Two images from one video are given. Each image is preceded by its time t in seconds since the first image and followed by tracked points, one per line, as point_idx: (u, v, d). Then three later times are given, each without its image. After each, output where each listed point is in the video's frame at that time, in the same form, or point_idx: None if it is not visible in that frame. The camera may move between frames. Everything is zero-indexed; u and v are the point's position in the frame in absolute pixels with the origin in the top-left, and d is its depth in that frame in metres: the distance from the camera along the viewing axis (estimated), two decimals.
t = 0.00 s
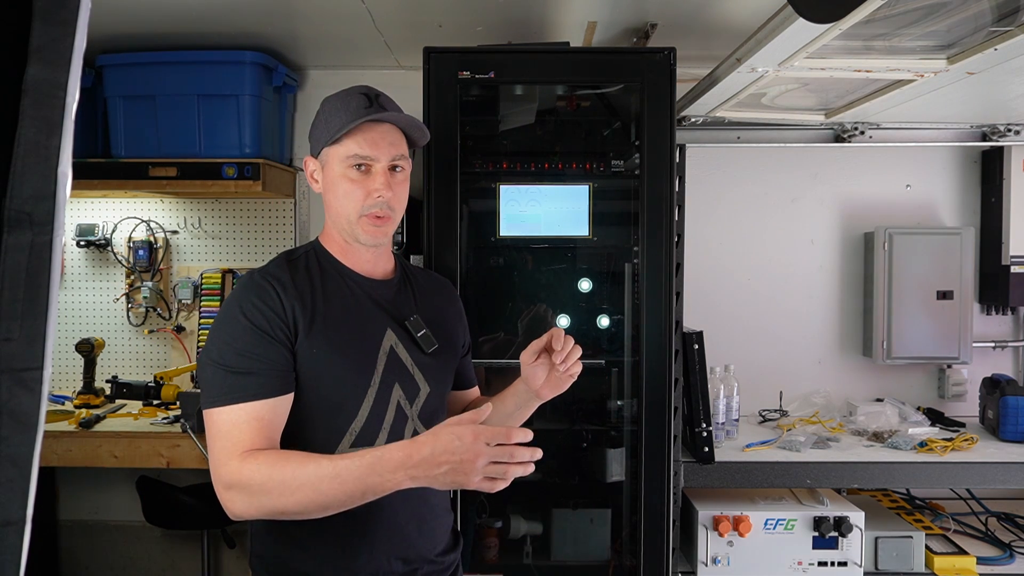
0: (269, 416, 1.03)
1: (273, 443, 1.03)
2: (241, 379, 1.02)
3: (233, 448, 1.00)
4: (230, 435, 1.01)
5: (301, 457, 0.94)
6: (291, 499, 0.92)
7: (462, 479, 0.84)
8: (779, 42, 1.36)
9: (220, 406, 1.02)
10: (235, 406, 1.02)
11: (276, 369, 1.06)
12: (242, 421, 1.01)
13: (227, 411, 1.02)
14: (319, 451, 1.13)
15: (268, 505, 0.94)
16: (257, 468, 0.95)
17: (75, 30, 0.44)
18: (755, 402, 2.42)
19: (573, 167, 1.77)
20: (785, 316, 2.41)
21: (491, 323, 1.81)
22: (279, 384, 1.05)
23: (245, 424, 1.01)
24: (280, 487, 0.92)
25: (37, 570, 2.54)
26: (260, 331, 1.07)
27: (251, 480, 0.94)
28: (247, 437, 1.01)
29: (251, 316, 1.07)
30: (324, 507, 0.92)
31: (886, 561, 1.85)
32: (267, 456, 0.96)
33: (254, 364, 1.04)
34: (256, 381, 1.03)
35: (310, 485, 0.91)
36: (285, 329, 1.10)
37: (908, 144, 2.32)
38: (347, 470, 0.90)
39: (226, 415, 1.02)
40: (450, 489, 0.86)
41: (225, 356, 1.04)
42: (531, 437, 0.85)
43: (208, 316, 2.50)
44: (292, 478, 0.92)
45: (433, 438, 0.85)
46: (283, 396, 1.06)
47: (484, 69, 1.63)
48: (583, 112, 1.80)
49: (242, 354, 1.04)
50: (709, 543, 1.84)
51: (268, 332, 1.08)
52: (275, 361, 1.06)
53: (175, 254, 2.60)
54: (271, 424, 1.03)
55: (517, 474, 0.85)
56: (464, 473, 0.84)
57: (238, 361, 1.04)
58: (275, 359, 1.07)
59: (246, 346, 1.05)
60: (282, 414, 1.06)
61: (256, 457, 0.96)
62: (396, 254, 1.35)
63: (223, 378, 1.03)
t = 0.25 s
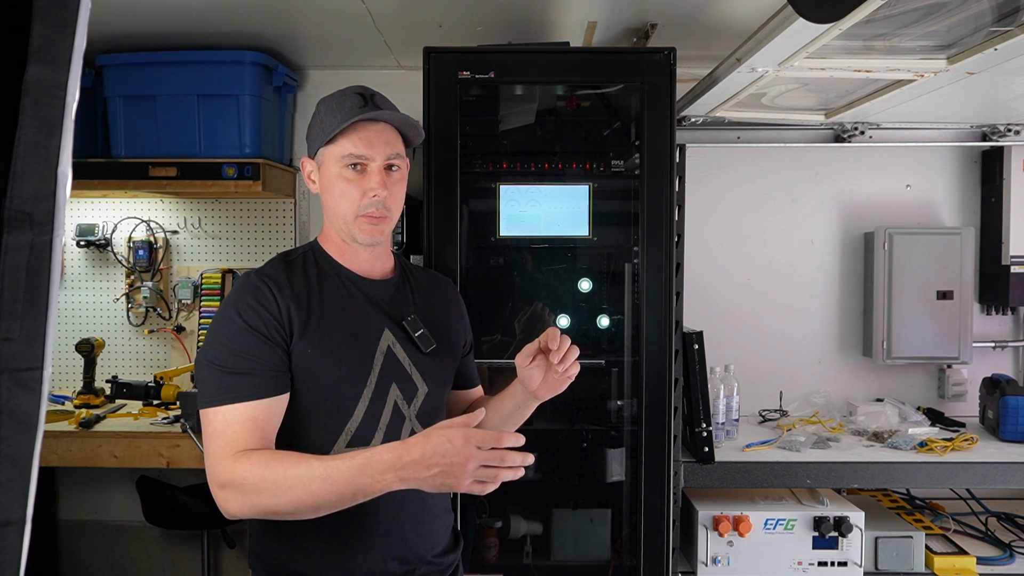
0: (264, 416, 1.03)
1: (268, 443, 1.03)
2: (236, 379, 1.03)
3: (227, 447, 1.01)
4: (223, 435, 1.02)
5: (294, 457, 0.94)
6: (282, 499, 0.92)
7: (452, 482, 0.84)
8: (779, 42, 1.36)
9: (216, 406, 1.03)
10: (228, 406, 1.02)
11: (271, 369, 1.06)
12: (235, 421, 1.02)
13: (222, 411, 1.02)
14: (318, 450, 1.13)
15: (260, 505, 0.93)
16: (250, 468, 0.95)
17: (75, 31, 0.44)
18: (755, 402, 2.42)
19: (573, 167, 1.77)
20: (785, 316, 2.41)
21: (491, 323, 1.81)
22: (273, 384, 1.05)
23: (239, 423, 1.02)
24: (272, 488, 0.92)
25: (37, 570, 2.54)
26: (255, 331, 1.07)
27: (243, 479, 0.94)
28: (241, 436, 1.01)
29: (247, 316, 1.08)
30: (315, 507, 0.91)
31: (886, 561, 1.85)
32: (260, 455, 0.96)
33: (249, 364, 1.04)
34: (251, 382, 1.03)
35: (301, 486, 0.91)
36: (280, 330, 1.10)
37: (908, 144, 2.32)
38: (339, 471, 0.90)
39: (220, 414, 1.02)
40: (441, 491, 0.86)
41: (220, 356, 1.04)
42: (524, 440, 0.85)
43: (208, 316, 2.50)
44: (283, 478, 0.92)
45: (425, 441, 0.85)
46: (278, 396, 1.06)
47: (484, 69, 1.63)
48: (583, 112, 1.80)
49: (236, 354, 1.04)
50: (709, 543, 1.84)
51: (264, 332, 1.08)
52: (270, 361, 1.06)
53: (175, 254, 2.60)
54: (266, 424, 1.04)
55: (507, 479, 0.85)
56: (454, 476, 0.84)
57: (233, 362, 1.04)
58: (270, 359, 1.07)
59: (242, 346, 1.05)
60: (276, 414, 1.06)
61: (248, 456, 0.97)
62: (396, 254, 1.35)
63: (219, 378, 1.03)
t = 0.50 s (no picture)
0: (261, 416, 1.04)
1: (265, 443, 1.03)
2: (233, 379, 1.03)
3: (223, 447, 1.01)
4: (219, 436, 1.02)
5: (290, 457, 0.94)
6: (278, 499, 0.92)
7: (446, 482, 0.84)
8: (779, 42, 1.36)
9: (213, 406, 1.03)
10: (225, 407, 1.02)
11: (268, 369, 1.06)
12: (232, 421, 1.02)
13: (219, 412, 1.02)
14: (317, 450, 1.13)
15: (256, 505, 0.94)
16: (246, 467, 0.95)
17: (75, 31, 0.44)
18: (755, 402, 2.42)
19: (573, 167, 1.77)
20: (785, 316, 2.41)
21: (491, 323, 1.82)
22: (270, 384, 1.05)
23: (236, 423, 1.02)
24: (267, 488, 0.92)
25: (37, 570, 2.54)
26: (252, 332, 1.07)
27: (240, 479, 0.94)
28: (238, 436, 1.01)
29: (244, 317, 1.08)
30: (310, 508, 0.91)
31: (886, 561, 1.85)
32: (256, 455, 0.96)
33: (246, 364, 1.04)
34: (248, 382, 1.03)
35: (296, 486, 0.91)
36: (277, 330, 1.10)
37: (908, 144, 2.32)
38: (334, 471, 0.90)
39: (218, 414, 1.02)
40: (435, 492, 0.86)
41: (218, 357, 1.04)
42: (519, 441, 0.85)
43: (208, 316, 2.50)
44: (279, 478, 0.92)
45: (420, 441, 0.84)
46: (275, 397, 1.06)
47: (484, 69, 1.63)
48: (583, 112, 1.80)
49: (234, 354, 1.04)
50: (709, 543, 1.84)
51: (261, 333, 1.08)
52: (267, 362, 1.07)
53: (175, 254, 2.60)
54: (263, 424, 1.04)
55: (501, 479, 0.85)
56: (449, 477, 0.84)
57: (230, 362, 1.04)
58: (268, 359, 1.07)
59: (239, 347, 1.05)
60: (274, 414, 1.06)
61: (245, 457, 0.97)
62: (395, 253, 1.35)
63: (216, 378, 1.03)
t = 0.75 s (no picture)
0: (260, 416, 1.04)
1: (265, 443, 1.03)
2: (232, 379, 1.03)
3: (222, 447, 1.01)
4: (218, 436, 1.02)
5: (288, 456, 0.94)
6: (276, 498, 0.92)
7: (443, 480, 0.84)
8: (779, 42, 1.36)
9: (212, 407, 1.02)
10: (224, 407, 1.02)
11: (267, 369, 1.06)
12: (231, 421, 1.02)
13: (218, 412, 1.02)
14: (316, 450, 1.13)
15: (255, 504, 0.94)
16: (244, 467, 0.95)
17: (75, 30, 0.44)
18: (755, 402, 2.42)
19: (573, 167, 1.77)
20: (785, 316, 2.41)
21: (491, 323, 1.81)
22: (269, 384, 1.05)
23: (235, 423, 1.02)
24: (266, 486, 0.92)
25: (38, 570, 2.54)
26: (251, 332, 1.07)
27: (238, 478, 0.94)
28: (237, 436, 1.01)
29: (242, 317, 1.08)
30: (309, 506, 0.91)
31: (886, 561, 1.85)
32: (254, 455, 0.96)
33: (245, 364, 1.04)
34: (247, 382, 1.03)
35: (294, 485, 0.91)
36: (276, 330, 1.10)
37: (908, 144, 2.31)
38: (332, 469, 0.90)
39: (217, 414, 1.02)
40: (432, 489, 0.86)
41: (216, 357, 1.04)
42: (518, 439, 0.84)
43: (208, 316, 2.50)
44: (277, 477, 0.92)
45: (417, 438, 0.85)
46: (274, 397, 1.06)
47: (484, 69, 1.63)
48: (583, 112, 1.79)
49: (232, 355, 1.04)
50: (709, 543, 1.84)
51: (259, 332, 1.08)
52: (266, 362, 1.07)
53: (175, 254, 2.60)
54: (263, 424, 1.04)
55: (499, 476, 0.84)
56: (446, 473, 0.83)
57: (228, 362, 1.04)
58: (267, 359, 1.07)
59: (238, 347, 1.05)
60: (273, 414, 1.06)
61: (243, 456, 0.97)
62: (394, 253, 1.35)
63: (215, 379, 1.03)
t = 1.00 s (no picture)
0: (262, 416, 1.04)
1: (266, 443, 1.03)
2: (233, 380, 1.03)
3: (223, 447, 1.01)
4: (219, 436, 1.02)
5: (288, 452, 0.94)
6: (277, 493, 0.92)
7: (442, 468, 0.82)
8: (780, 42, 1.36)
9: (212, 407, 1.02)
10: (225, 406, 1.02)
11: (267, 369, 1.06)
12: (232, 420, 1.02)
13: (219, 412, 1.02)
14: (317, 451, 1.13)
15: (257, 501, 0.93)
16: (245, 464, 0.95)
17: (75, 30, 0.44)
18: (755, 402, 2.42)
19: (572, 167, 1.77)
20: (785, 316, 2.41)
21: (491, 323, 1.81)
22: (269, 384, 1.05)
23: (236, 422, 1.02)
24: (267, 482, 0.92)
25: (38, 570, 2.54)
26: (251, 332, 1.07)
27: (240, 476, 0.94)
28: (238, 435, 1.01)
29: (242, 317, 1.08)
30: (311, 500, 0.91)
31: (886, 561, 1.85)
32: (255, 452, 0.96)
33: (246, 364, 1.04)
34: (248, 382, 1.03)
35: (295, 478, 0.90)
36: (276, 330, 1.10)
37: (908, 144, 2.31)
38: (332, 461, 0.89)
39: (218, 414, 1.02)
40: (432, 478, 0.84)
41: (217, 357, 1.04)
42: (519, 424, 0.83)
43: (208, 316, 2.50)
44: (278, 473, 0.92)
45: (415, 426, 0.84)
46: (275, 397, 1.06)
47: (484, 69, 1.63)
48: (583, 112, 1.79)
49: (232, 355, 1.04)
50: (709, 543, 1.84)
51: (260, 332, 1.08)
52: (267, 362, 1.07)
53: (175, 254, 2.60)
54: (264, 423, 1.04)
55: (498, 463, 0.81)
56: (444, 459, 0.82)
57: (228, 362, 1.04)
58: (267, 359, 1.07)
59: (238, 347, 1.05)
60: (274, 414, 1.06)
61: (244, 454, 0.97)
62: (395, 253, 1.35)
63: (216, 379, 1.03)
